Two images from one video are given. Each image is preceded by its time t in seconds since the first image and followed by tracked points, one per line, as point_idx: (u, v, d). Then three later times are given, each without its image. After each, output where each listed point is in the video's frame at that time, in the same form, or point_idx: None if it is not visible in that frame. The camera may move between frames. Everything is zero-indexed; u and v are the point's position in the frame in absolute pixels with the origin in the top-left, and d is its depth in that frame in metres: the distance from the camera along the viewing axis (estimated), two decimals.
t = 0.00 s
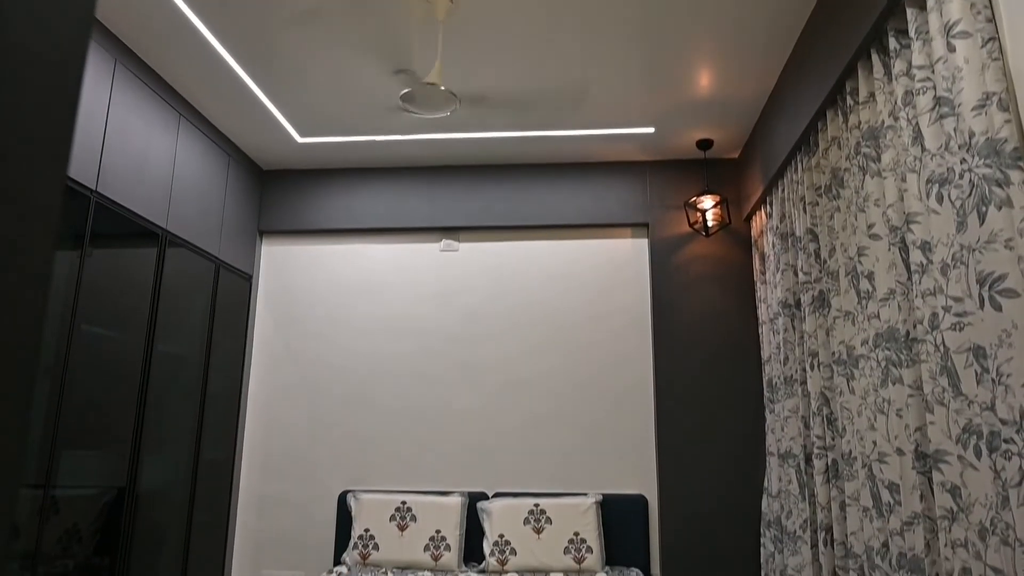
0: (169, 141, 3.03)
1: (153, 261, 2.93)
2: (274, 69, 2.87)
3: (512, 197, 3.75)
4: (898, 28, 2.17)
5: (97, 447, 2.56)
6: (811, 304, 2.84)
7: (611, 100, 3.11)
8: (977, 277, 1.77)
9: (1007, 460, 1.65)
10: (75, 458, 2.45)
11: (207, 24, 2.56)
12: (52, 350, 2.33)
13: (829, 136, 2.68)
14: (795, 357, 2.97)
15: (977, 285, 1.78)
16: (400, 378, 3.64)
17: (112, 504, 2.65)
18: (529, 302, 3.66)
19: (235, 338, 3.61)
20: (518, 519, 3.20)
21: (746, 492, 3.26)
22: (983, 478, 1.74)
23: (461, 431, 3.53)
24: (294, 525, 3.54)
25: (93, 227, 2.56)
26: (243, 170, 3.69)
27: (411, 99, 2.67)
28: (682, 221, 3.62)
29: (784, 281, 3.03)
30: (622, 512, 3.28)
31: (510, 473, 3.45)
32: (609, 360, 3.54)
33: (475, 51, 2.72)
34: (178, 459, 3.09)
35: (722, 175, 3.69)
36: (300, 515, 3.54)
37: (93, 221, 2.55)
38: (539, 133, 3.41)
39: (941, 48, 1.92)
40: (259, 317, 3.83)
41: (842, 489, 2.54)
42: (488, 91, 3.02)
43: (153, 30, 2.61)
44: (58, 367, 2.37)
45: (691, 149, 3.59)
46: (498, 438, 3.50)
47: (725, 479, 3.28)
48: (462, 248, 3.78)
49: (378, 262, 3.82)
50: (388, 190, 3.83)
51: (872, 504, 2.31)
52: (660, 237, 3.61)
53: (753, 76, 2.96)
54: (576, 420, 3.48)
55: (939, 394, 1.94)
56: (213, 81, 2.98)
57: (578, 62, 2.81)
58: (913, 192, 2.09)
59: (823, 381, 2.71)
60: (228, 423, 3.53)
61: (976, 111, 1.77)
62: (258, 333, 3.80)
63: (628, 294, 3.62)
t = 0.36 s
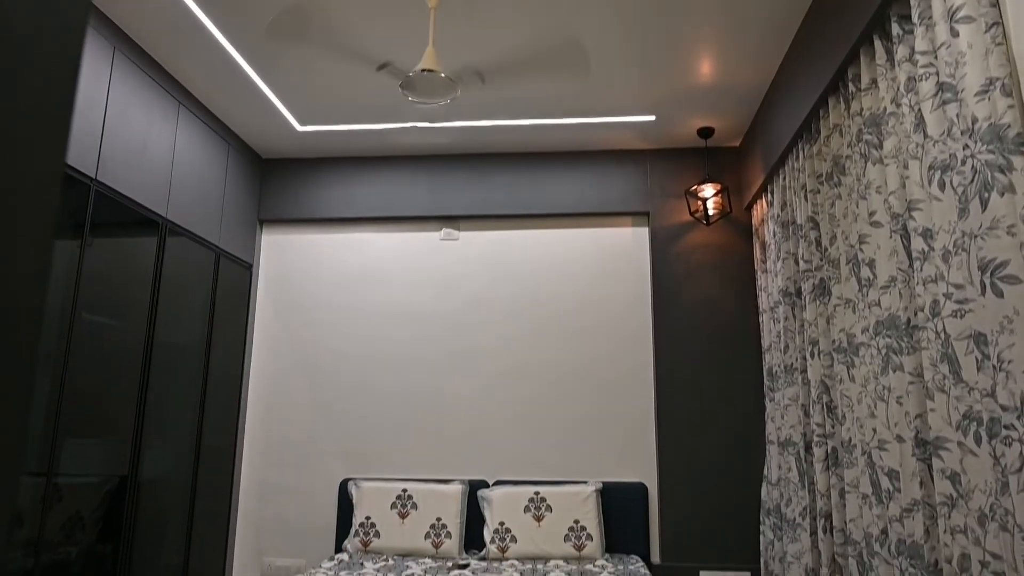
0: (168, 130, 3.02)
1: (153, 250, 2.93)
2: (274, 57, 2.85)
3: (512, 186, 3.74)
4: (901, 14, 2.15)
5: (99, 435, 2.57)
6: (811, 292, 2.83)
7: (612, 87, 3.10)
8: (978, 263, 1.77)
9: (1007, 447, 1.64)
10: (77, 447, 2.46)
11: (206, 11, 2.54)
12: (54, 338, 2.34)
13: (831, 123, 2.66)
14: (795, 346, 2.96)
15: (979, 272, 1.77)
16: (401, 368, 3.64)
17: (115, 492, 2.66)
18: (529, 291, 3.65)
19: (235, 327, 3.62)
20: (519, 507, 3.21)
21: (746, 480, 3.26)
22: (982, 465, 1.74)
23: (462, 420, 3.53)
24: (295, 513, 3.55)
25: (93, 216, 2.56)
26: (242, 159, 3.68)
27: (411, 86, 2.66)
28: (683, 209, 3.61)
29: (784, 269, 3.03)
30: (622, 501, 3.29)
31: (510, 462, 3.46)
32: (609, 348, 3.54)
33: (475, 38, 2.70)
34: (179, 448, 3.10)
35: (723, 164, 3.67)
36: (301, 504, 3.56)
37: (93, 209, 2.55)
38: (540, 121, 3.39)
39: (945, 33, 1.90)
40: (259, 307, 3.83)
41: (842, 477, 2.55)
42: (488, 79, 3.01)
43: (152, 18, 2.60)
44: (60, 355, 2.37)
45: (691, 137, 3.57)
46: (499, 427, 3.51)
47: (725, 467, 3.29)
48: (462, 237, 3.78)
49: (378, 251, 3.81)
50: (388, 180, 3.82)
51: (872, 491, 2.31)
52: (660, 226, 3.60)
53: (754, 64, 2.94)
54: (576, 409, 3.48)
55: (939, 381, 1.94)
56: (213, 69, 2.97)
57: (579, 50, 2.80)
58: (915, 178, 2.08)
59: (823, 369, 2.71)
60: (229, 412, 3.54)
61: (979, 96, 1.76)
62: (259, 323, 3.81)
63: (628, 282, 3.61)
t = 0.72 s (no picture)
0: (167, 115, 3.01)
1: (154, 236, 2.93)
2: (272, 42, 2.83)
3: (512, 172, 3.73)
4: None
5: (101, 421, 2.58)
6: (812, 278, 2.83)
7: (613, 72, 3.08)
8: (980, 247, 1.76)
9: (1007, 431, 1.64)
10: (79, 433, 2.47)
11: None
12: (55, 324, 2.34)
13: (833, 107, 2.64)
14: (795, 332, 2.96)
15: (980, 256, 1.76)
16: (402, 354, 3.65)
17: (117, 477, 2.67)
18: (529, 277, 3.65)
19: (236, 313, 3.62)
20: (519, 492, 3.22)
21: (746, 466, 3.27)
22: (982, 449, 1.74)
23: (463, 406, 3.54)
24: (297, 498, 3.57)
25: (93, 202, 2.55)
26: (241, 145, 3.67)
27: (411, 71, 2.64)
28: (683, 195, 3.60)
29: (785, 256, 3.02)
30: (622, 486, 3.31)
31: (510, 447, 3.47)
32: (610, 335, 3.54)
33: (475, 23, 2.68)
34: (181, 434, 3.11)
35: (725, 149, 3.65)
36: (302, 489, 3.58)
37: (92, 195, 2.55)
38: (540, 106, 3.38)
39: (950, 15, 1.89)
40: (260, 293, 3.84)
41: (841, 462, 2.56)
42: (489, 64, 2.99)
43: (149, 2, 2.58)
44: (61, 341, 2.38)
45: (692, 122, 3.55)
46: (499, 413, 3.52)
47: (725, 453, 3.30)
48: (461, 223, 3.77)
49: (378, 238, 3.81)
50: (387, 166, 3.81)
51: (871, 476, 2.32)
52: (661, 212, 3.59)
53: (756, 49, 2.92)
54: (577, 396, 3.49)
55: (939, 365, 1.94)
56: (211, 54, 2.96)
57: (580, 34, 2.77)
58: (917, 162, 2.06)
59: (823, 354, 2.71)
60: (230, 399, 3.55)
61: (983, 79, 1.75)
62: (259, 310, 3.81)
63: (629, 269, 3.60)
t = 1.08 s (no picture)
0: (167, 102, 3.00)
1: (154, 223, 2.92)
2: (271, 28, 2.82)
3: (513, 158, 3.71)
4: None
5: (104, 408, 2.59)
6: (813, 264, 2.82)
7: (614, 58, 3.06)
8: (982, 231, 1.75)
9: (1007, 415, 1.64)
10: (82, 418, 2.48)
11: None
12: (57, 309, 2.35)
13: (836, 92, 2.62)
14: (796, 319, 2.96)
15: (982, 241, 1.75)
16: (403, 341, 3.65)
17: (120, 463, 2.68)
18: (530, 265, 3.65)
19: (236, 301, 3.62)
20: (520, 478, 3.23)
21: (746, 452, 3.28)
22: (982, 434, 1.74)
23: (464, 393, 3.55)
24: (299, 484, 3.59)
25: (93, 189, 2.55)
26: (241, 133, 3.65)
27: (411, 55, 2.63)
28: (685, 182, 3.58)
29: (787, 242, 3.01)
30: (622, 472, 3.32)
31: (511, 434, 3.48)
32: (611, 322, 3.54)
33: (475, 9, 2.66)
34: (183, 421, 3.12)
35: (726, 136, 3.63)
36: (304, 475, 3.59)
37: (92, 182, 2.54)
38: (541, 92, 3.36)
39: None
40: (261, 281, 3.83)
41: (841, 447, 2.56)
42: (489, 50, 2.97)
43: None
44: (63, 325, 2.39)
45: (694, 108, 3.53)
46: (500, 399, 3.52)
47: (725, 440, 3.30)
48: (462, 210, 3.76)
49: (379, 225, 3.80)
50: (388, 153, 3.80)
51: (871, 461, 2.32)
52: (662, 199, 3.58)
53: (758, 34, 2.90)
54: (578, 383, 3.49)
55: (940, 351, 1.93)
56: (210, 40, 2.94)
57: (581, 20, 2.75)
58: (920, 147, 2.05)
59: (824, 340, 2.70)
60: (231, 386, 3.56)
61: (988, 62, 1.73)
62: (260, 298, 3.81)
63: (630, 256, 3.60)
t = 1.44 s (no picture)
0: (165, 87, 2.98)
1: (154, 209, 2.92)
2: (270, 13, 2.80)
3: (513, 144, 3.70)
4: None
5: (105, 394, 2.60)
6: (814, 250, 2.81)
7: (615, 44, 3.04)
8: (984, 215, 1.74)
9: (1007, 399, 1.65)
10: (83, 404, 2.48)
11: None
12: (57, 295, 2.35)
13: (839, 77, 2.60)
14: (797, 305, 2.96)
15: (984, 225, 1.75)
16: (404, 328, 3.65)
17: (122, 449, 2.69)
18: (530, 252, 3.64)
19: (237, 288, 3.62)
20: (520, 463, 3.24)
21: (746, 438, 3.29)
22: (981, 418, 1.75)
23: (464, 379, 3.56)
24: (300, 470, 3.60)
25: (92, 175, 2.54)
26: (241, 119, 3.64)
27: (410, 39, 2.62)
28: (686, 168, 3.57)
29: (788, 228, 3.00)
30: (622, 458, 3.33)
31: (511, 421, 3.49)
32: (611, 309, 3.54)
33: None
34: (185, 407, 3.13)
35: (728, 121, 3.62)
36: (306, 461, 3.61)
37: (92, 168, 2.53)
38: (541, 78, 3.34)
39: None
40: (261, 268, 3.83)
41: (841, 432, 2.57)
42: (489, 36, 2.95)
43: None
44: (64, 311, 2.39)
45: (696, 93, 3.51)
46: (501, 385, 3.53)
47: (725, 426, 3.31)
48: (462, 197, 3.75)
49: (379, 212, 3.79)
50: (388, 139, 3.78)
51: (871, 446, 2.32)
52: (663, 185, 3.57)
53: (760, 19, 2.88)
54: (578, 370, 3.50)
55: (941, 335, 1.93)
56: (209, 25, 2.92)
57: (582, 5, 2.73)
58: (922, 131, 2.04)
59: (824, 326, 2.71)
60: (232, 373, 3.57)
61: (992, 45, 1.72)
62: (261, 285, 3.81)
63: (630, 243, 3.59)
